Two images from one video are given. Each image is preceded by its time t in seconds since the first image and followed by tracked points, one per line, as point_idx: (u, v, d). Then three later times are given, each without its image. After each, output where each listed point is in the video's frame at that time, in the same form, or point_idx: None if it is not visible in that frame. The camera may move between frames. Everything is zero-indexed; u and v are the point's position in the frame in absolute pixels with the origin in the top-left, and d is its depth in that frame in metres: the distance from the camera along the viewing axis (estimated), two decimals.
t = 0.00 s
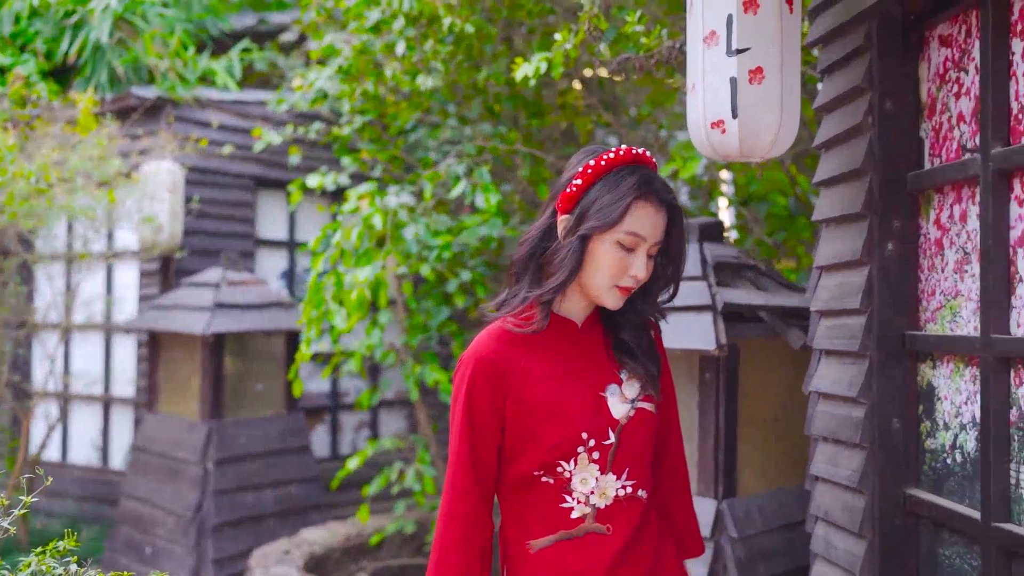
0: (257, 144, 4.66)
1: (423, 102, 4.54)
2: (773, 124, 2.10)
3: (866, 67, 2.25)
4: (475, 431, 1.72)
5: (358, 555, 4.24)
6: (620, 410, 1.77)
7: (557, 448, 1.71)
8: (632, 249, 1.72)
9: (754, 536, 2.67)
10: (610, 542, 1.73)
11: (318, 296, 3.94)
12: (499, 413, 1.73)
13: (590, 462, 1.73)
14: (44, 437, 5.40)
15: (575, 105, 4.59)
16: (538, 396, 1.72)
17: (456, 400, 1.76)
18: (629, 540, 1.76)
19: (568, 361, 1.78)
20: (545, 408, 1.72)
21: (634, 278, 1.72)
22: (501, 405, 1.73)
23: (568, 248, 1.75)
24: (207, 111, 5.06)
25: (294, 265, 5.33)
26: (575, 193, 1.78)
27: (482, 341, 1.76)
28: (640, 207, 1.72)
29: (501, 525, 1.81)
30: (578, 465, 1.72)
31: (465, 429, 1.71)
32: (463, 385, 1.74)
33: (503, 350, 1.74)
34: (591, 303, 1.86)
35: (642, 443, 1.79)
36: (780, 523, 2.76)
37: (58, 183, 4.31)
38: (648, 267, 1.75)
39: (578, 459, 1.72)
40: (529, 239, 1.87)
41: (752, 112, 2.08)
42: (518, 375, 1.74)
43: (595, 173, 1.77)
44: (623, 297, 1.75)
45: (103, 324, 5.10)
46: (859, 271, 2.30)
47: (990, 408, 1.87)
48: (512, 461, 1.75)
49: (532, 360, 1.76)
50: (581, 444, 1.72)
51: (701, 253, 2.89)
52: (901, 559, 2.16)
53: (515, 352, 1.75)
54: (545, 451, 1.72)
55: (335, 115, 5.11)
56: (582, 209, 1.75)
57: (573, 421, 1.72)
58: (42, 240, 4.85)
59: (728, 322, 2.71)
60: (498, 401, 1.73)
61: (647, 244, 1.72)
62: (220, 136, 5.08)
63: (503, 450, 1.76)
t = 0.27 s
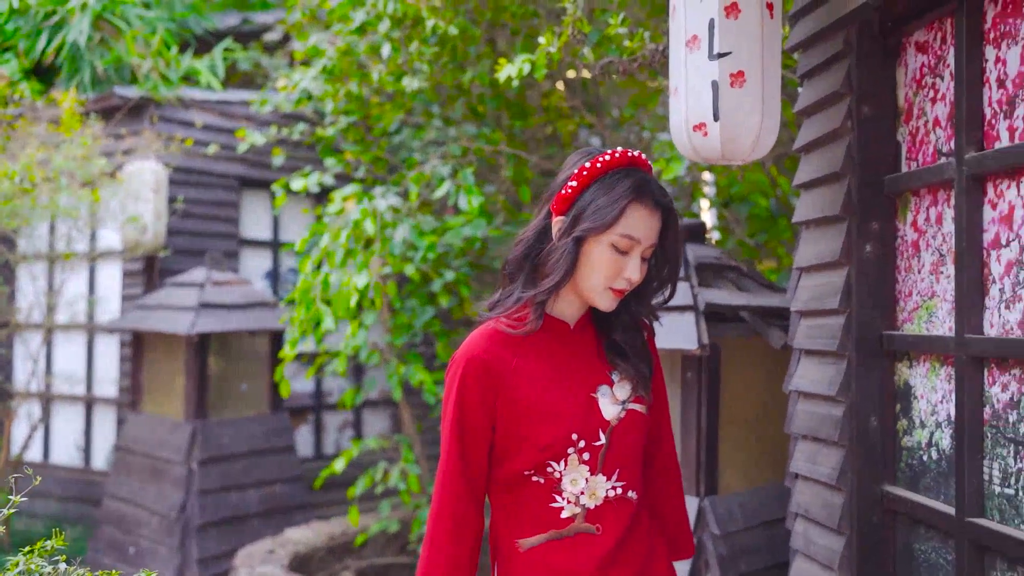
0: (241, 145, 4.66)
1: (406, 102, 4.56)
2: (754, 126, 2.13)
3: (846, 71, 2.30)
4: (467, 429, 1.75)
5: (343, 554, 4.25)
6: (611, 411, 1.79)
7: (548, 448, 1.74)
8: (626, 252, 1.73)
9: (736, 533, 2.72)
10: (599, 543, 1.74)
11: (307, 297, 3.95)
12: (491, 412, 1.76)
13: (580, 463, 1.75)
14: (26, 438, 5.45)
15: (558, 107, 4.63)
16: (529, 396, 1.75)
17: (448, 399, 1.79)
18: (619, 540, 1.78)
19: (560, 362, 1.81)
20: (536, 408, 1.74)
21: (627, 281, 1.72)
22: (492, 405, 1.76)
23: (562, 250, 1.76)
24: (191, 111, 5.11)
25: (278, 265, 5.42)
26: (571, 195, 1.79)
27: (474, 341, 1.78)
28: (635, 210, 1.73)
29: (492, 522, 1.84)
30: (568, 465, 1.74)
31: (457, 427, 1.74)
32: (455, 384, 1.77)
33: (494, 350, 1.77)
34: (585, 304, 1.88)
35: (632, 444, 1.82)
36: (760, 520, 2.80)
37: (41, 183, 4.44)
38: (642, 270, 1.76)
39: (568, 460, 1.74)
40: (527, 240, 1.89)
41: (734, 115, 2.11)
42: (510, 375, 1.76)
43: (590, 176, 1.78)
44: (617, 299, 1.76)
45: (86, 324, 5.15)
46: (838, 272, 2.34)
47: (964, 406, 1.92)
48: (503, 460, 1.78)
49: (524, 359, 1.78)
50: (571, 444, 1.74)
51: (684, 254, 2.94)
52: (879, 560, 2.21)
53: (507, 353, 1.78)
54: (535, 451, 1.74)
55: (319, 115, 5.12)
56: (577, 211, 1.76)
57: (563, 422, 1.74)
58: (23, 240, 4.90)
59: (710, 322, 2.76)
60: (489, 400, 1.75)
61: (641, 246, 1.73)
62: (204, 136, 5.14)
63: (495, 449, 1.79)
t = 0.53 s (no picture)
0: (228, 143, 4.67)
1: (394, 102, 4.56)
2: (738, 127, 2.16)
3: (829, 74, 2.34)
4: (465, 432, 1.74)
5: (330, 553, 4.26)
6: (608, 414, 1.78)
7: (545, 451, 1.73)
8: (623, 258, 1.72)
9: (721, 530, 2.75)
10: (597, 547, 1.73)
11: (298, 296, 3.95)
12: (488, 414, 1.75)
13: (577, 467, 1.74)
14: (12, 439, 5.48)
15: (544, 107, 4.69)
16: (527, 399, 1.74)
17: (446, 400, 1.79)
18: (617, 545, 1.76)
19: (558, 364, 1.80)
20: (533, 411, 1.74)
21: (623, 287, 1.71)
22: (490, 407, 1.75)
23: (559, 254, 1.75)
24: (179, 111, 5.16)
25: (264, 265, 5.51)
26: (569, 200, 1.79)
27: (472, 343, 1.78)
28: (633, 216, 1.72)
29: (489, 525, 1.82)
30: (566, 469, 1.73)
31: (455, 429, 1.74)
32: (453, 385, 1.76)
33: (492, 353, 1.77)
34: (581, 310, 1.87)
35: (630, 448, 1.81)
36: (745, 517, 2.84)
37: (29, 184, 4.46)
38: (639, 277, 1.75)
39: (565, 463, 1.73)
40: (525, 246, 1.89)
41: (717, 115, 2.14)
42: (508, 377, 1.76)
43: (590, 181, 1.77)
44: (613, 306, 1.74)
45: (72, 324, 5.19)
46: (821, 272, 2.38)
47: (944, 403, 1.96)
48: (501, 463, 1.77)
49: (522, 361, 1.78)
50: (568, 448, 1.73)
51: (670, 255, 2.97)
52: (860, 560, 2.25)
53: (505, 356, 1.78)
54: (532, 454, 1.73)
55: (306, 115, 5.14)
56: (575, 216, 1.76)
57: (560, 424, 1.73)
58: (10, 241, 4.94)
59: (696, 322, 2.79)
60: (487, 402, 1.75)
61: (638, 253, 1.72)
62: (192, 137, 5.20)
63: (493, 451, 1.78)
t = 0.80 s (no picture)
0: (215, 142, 4.67)
1: (382, 102, 4.58)
2: (720, 129, 2.19)
3: (812, 77, 2.38)
4: (465, 450, 1.79)
5: (318, 551, 4.29)
6: (608, 432, 1.82)
7: (545, 469, 1.77)
8: (622, 275, 1.76)
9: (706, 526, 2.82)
10: (596, 565, 1.76)
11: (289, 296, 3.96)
12: (488, 431, 1.80)
13: (578, 484, 1.78)
14: None
15: (531, 108, 4.72)
16: (526, 417, 1.79)
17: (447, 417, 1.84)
18: (617, 563, 1.80)
19: (557, 383, 1.84)
20: (533, 429, 1.78)
21: (622, 305, 1.75)
22: (490, 426, 1.80)
23: (558, 273, 1.79)
24: (166, 111, 5.24)
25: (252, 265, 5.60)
26: (568, 218, 1.83)
27: (472, 361, 1.83)
28: (631, 234, 1.76)
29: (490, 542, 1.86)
30: (566, 486, 1.77)
31: (455, 447, 1.79)
32: (453, 402, 1.82)
33: (491, 371, 1.82)
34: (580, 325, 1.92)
35: (631, 465, 1.85)
36: (728, 514, 2.91)
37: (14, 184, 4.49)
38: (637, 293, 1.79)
39: (565, 480, 1.77)
40: (524, 262, 1.93)
41: (700, 117, 2.17)
42: (507, 395, 1.80)
43: (588, 200, 1.81)
44: (612, 322, 1.79)
45: (58, 324, 5.22)
46: (805, 272, 2.42)
47: (923, 401, 2.00)
48: (502, 482, 1.81)
49: (521, 379, 1.83)
50: (568, 466, 1.77)
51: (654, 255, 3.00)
52: (842, 558, 2.29)
53: (504, 374, 1.82)
54: (532, 471, 1.77)
55: (294, 115, 5.15)
56: (573, 234, 1.79)
57: (560, 443, 1.77)
58: None
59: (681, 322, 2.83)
60: (487, 420, 1.80)
61: (637, 270, 1.76)
62: (179, 137, 5.27)
63: (493, 468, 1.82)
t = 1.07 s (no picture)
0: (203, 141, 4.67)
1: (370, 103, 4.60)
2: (702, 134, 2.22)
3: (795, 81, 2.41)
4: (468, 467, 1.83)
5: (307, 551, 4.30)
6: (613, 446, 1.83)
7: (550, 485, 1.79)
8: (622, 290, 1.77)
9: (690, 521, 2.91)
10: None
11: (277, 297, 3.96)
12: (492, 449, 1.83)
13: (584, 499, 1.79)
14: None
15: (519, 108, 4.73)
16: (529, 434, 1.81)
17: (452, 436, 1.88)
18: None
19: (560, 399, 1.86)
20: (536, 445, 1.80)
21: (622, 320, 1.77)
22: (493, 444, 1.83)
23: (559, 290, 1.80)
24: (154, 111, 5.27)
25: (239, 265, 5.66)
26: (567, 234, 1.83)
27: (474, 379, 1.87)
28: (630, 249, 1.76)
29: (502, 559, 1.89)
30: (573, 502, 1.79)
31: (458, 465, 1.83)
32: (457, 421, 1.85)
33: (493, 389, 1.85)
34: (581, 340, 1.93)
35: (638, 479, 1.85)
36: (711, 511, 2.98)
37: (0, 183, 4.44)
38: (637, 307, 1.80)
39: (572, 496, 1.79)
40: (524, 278, 1.94)
41: (684, 120, 2.19)
42: (508, 412, 1.83)
43: (586, 216, 1.82)
44: (613, 338, 1.80)
45: (45, 324, 5.22)
46: (787, 273, 2.45)
47: (903, 400, 2.04)
48: (509, 499, 1.84)
49: (522, 396, 1.86)
50: (574, 480, 1.79)
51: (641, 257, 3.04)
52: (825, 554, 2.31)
53: (506, 391, 1.85)
54: (538, 488, 1.79)
55: (281, 115, 5.17)
56: (572, 251, 1.80)
57: (564, 458, 1.79)
58: None
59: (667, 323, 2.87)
60: (489, 438, 1.83)
61: (637, 285, 1.76)
62: (168, 137, 5.29)
63: (500, 485, 1.85)
